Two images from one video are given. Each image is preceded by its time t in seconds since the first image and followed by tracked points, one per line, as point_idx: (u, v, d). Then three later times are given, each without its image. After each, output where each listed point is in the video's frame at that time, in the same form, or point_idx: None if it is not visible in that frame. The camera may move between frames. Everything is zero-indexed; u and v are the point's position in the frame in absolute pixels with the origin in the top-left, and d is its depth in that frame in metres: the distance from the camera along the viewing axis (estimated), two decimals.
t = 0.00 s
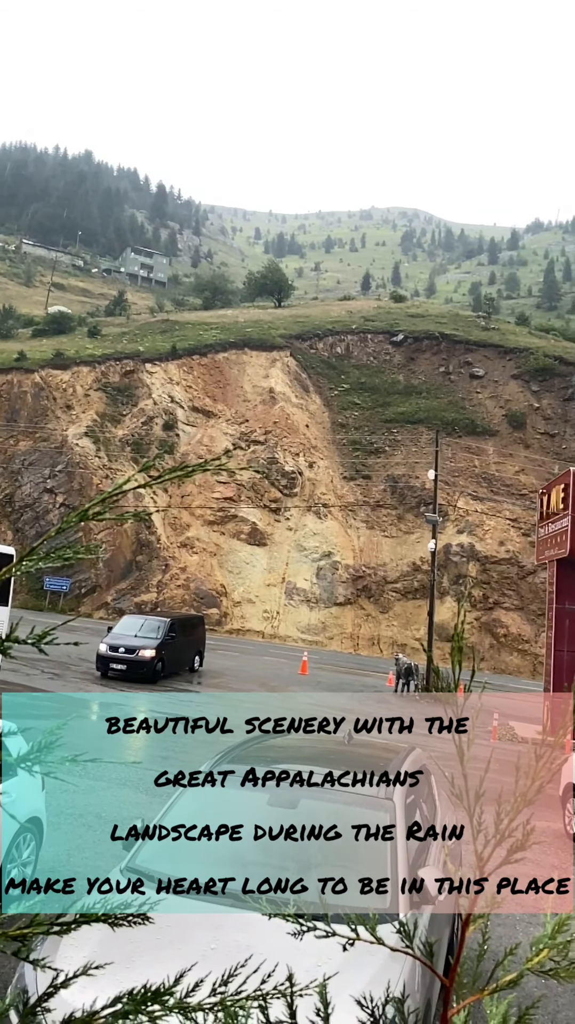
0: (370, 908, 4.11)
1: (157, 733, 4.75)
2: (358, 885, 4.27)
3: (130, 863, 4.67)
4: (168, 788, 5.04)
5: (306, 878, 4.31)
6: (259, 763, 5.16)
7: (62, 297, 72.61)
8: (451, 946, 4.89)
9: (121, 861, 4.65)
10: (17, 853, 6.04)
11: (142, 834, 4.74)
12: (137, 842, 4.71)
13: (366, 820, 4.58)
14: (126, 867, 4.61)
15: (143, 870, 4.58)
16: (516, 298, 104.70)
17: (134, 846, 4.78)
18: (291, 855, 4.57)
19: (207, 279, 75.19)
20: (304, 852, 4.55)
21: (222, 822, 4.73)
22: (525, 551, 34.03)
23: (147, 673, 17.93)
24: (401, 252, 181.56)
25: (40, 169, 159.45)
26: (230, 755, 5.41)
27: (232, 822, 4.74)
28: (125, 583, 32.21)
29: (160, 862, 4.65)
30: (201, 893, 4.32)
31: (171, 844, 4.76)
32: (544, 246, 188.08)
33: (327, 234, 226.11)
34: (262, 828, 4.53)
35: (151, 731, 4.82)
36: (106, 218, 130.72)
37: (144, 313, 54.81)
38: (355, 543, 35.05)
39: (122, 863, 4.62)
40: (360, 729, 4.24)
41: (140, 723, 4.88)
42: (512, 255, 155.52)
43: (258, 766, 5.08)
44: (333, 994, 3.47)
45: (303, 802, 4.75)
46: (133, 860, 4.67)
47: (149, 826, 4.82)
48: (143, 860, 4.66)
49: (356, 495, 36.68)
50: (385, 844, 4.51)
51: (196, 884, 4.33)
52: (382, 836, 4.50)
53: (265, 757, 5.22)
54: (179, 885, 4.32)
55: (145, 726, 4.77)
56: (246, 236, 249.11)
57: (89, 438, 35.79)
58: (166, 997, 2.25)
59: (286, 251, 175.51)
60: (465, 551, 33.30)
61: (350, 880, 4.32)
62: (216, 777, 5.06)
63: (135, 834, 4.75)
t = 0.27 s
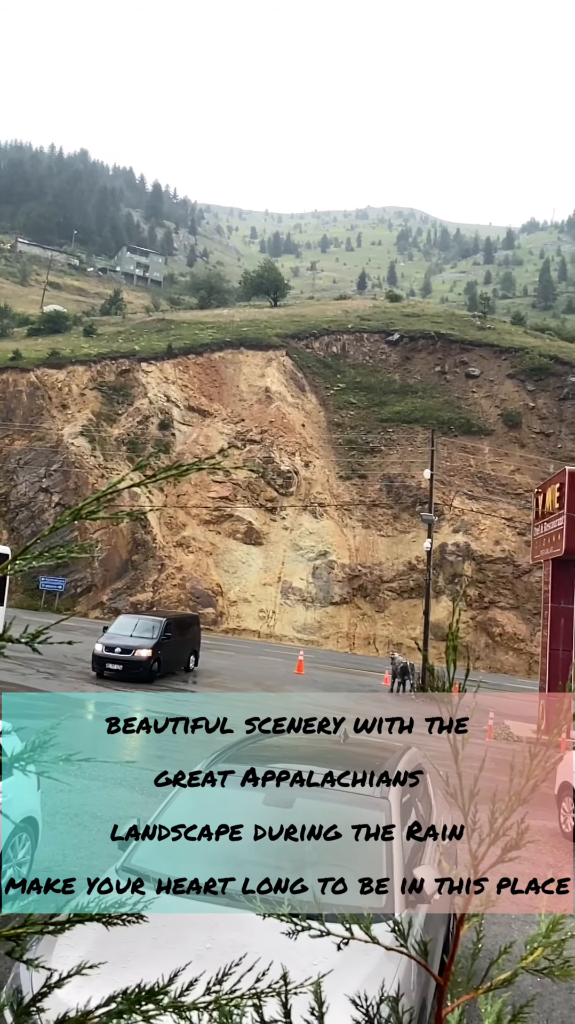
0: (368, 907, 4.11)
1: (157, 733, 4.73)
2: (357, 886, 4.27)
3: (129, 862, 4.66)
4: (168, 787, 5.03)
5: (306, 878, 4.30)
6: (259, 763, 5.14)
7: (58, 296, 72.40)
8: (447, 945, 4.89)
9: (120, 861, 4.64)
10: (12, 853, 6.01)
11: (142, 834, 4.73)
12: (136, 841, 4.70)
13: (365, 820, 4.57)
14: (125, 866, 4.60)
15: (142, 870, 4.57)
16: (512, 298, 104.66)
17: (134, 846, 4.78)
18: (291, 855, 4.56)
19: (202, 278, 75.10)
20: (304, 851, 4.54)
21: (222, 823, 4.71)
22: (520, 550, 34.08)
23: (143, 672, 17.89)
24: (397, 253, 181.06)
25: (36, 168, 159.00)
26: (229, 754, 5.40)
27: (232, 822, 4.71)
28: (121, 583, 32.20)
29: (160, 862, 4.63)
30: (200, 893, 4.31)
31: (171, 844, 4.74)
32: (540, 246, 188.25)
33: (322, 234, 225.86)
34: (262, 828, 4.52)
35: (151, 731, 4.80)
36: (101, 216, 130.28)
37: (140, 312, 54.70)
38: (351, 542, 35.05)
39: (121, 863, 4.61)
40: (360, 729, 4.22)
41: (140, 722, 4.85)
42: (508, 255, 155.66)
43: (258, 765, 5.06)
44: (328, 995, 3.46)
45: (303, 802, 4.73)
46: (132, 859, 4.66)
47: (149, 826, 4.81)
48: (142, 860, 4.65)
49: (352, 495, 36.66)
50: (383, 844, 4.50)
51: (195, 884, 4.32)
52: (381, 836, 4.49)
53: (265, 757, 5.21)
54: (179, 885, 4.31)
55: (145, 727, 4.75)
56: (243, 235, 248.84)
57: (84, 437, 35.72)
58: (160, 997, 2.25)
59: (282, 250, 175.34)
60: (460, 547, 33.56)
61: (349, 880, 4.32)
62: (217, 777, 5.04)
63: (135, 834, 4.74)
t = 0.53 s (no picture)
0: (366, 907, 4.10)
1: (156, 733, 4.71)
2: (358, 885, 4.26)
3: (128, 862, 4.65)
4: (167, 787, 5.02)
5: (306, 878, 4.29)
6: (259, 762, 5.12)
7: (53, 294, 72.23)
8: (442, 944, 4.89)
9: (119, 861, 4.63)
10: (6, 853, 5.99)
11: (141, 833, 4.72)
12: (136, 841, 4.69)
13: (364, 819, 4.56)
14: (123, 867, 4.59)
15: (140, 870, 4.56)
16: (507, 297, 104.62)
17: (132, 846, 4.76)
18: (290, 855, 4.54)
19: (198, 277, 75.02)
20: (304, 851, 4.53)
21: (222, 823, 4.69)
22: (515, 549, 34.13)
23: (139, 672, 17.88)
24: (393, 252, 180.78)
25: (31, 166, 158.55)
26: (228, 754, 5.38)
27: (232, 822, 4.69)
28: (117, 582, 32.20)
29: (160, 863, 4.62)
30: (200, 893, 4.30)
31: (170, 845, 4.73)
32: (535, 245, 188.26)
33: (318, 233, 225.63)
34: (261, 828, 4.50)
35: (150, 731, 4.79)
36: (96, 215, 129.95)
37: (135, 311, 54.60)
38: (347, 541, 35.06)
39: (120, 864, 4.60)
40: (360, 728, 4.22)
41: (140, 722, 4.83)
42: (503, 254, 155.65)
43: (257, 765, 5.04)
44: (323, 994, 3.47)
45: (302, 802, 4.72)
46: (132, 859, 4.65)
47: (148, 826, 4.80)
48: (142, 860, 4.64)
49: (348, 494, 36.67)
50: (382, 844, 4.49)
51: (195, 884, 4.31)
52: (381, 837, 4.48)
53: (264, 757, 5.18)
54: (178, 885, 4.30)
55: (145, 726, 4.73)
56: (238, 234, 248.60)
57: (80, 436, 35.67)
58: (154, 997, 2.24)
59: (277, 249, 175.03)
60: (455, 545, 33.63)
61: (349, 880, 4.31)
62: (217, 777, 5.01)
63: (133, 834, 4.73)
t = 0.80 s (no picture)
0: (361, 906, 4.10)
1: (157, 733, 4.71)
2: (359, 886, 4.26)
3: (129, 863, 4.64)
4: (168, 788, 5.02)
5: (305, 878, 4.28)
6: (259, 763, 5.10)
7: (48, 294, 72.11)
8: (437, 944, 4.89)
9: (119, 862, 4.63)
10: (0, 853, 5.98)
11: (141, 834, 4.71)
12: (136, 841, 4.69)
13: (358, 820, 4.56)
14: (123, 868, 4.58)
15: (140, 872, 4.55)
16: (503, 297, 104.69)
17: (133, 847, 4.76)
18: (292, 855, 4.53)
19: (193, 276, 74.91)
20: (308, 851, 4.52)
21: (222, 823, 4.68)
22: (511, 548, 34.18)
23: (135, 673, 17.85)
24: (388, 252, 180.76)
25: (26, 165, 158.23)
26: (228, 754, 5.37)
27: (232, 822, 4.68)
28: (112, 582, 32.19)
29: (160, 863, 4.61)
30: (200, 893, 4.30)
31: (171, 845, 4.72)
32: (531, 244, 188.43)
33: (313, 233, 225.52)
34: (261, 828, 4.49)
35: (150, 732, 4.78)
36: (92, 214, 129.76)
37: (130, 310, 54.51)
38: (343, 541, 35.07)
39: (120, 864, 4.60)
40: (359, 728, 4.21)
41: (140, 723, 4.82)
42: (499, 254, 155.82)
43: (257, 765, 5.02)
44: (317, 993, 3.47)
45: (302, 802, 4.71)
46: (132, 860, 4.64)
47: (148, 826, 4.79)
48: (142, 861, 4.63)
49: (344, 494, 36.68)
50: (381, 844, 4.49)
51: (196, 884, 4.31)
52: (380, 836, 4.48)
53: (263, 756, 5.17)
54: (178, 886, 4.31)
55: (145, 727, 4.72)
56: (234, 233, 248.39)
57: (75, 436, 35.63)
58: (148, 996, 2.24)
59: (273, 249, 174.91)
60: (451, 545, 33.68)
61: (349, 880, 4.31)
62: (217, 777, 4.99)
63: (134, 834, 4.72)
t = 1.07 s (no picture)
0: (359, 906, 4.10)
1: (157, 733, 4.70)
2: (358, 886, 4.26)
3: (129, 863, 4.64)
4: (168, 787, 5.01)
5: (305, 878, 4.28)
6: (259, 763, 5.09)
7: (43, 293, 71.92)
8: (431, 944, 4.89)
9: (119, 862, 4.63)
10: None
11: (141, 834, 4.70)
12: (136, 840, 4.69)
13: (356, 820, 4.56)
14: (123, 868, 4.57)
15: (140, 872, 4.54)
16: (497, 297, 104.90)
17: (133, 847, 4.75)
18: (291, 855, 4.53)
19: (188, 276, 74.82)
20: (309, 852, 4.52)
21: (222, 823, 4.66)
22: (505, 548, 34.25)
23: (130, 673, 17.83)
24: (383, 252, 180.62)
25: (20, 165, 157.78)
26: (228, 753, 5.36)
27: (232, 822, 4.68)
28: (107, 582, 32.16)
29: (160, 864, 4.61)
30: (200, 893, 4.29)
31: (171, 845, 4.71)
32: (526, 245, 188.78)
33: (308, 233, 225.46)
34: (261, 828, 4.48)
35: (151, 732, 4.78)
36: (87, 213, 129.48)
37: (125, 310, 54.40)
38: (338, 541, 35.08)
39: (119, 864, 4.60)
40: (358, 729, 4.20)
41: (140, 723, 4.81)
42: (493, 254, 156.13)
43: (257, 765, 5.00)
44: (310, 993, 3.47)
45: (301, 802, 4.70)
46: (132, 860, 4.64)
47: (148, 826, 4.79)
48: (142, 862, 4.62)
49: (339, 494, 36.68)
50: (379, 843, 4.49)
51: (195, 884, 4.30)
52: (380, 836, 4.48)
53: (263, 756, 5.15)
54: (178, 886, 4.30)
55: (145, 727, 4.71)
56: (229, 233, 248.19)
57: (70, 436, 35.57)
58: (141, 997, 2.23)
59: (267, 249, 174.78)
60: (446, 544, 33.74)
61: (349, 881, 4.31)
62: (217, 777, 4.98)
63: (133, 834, 4.72)
